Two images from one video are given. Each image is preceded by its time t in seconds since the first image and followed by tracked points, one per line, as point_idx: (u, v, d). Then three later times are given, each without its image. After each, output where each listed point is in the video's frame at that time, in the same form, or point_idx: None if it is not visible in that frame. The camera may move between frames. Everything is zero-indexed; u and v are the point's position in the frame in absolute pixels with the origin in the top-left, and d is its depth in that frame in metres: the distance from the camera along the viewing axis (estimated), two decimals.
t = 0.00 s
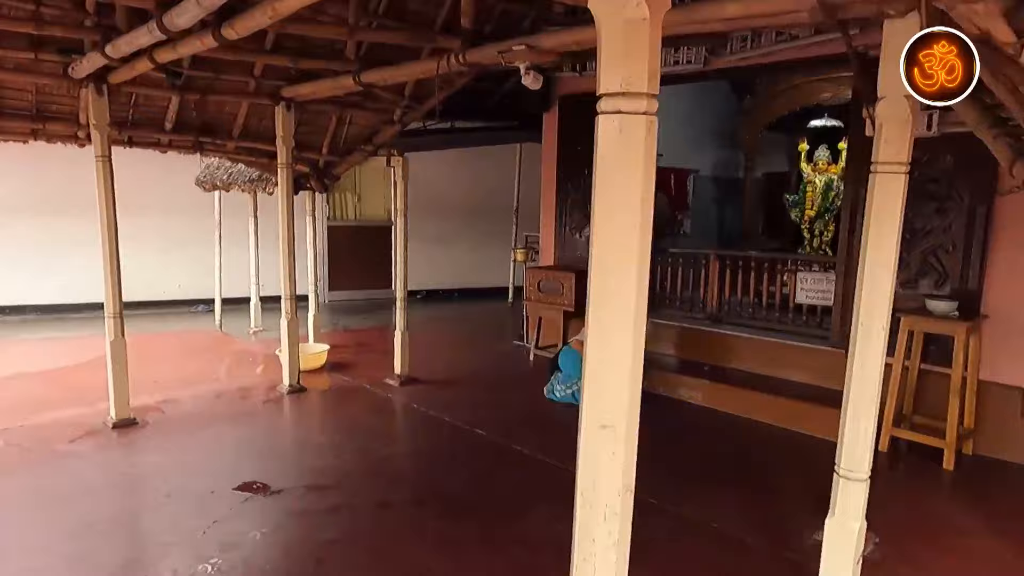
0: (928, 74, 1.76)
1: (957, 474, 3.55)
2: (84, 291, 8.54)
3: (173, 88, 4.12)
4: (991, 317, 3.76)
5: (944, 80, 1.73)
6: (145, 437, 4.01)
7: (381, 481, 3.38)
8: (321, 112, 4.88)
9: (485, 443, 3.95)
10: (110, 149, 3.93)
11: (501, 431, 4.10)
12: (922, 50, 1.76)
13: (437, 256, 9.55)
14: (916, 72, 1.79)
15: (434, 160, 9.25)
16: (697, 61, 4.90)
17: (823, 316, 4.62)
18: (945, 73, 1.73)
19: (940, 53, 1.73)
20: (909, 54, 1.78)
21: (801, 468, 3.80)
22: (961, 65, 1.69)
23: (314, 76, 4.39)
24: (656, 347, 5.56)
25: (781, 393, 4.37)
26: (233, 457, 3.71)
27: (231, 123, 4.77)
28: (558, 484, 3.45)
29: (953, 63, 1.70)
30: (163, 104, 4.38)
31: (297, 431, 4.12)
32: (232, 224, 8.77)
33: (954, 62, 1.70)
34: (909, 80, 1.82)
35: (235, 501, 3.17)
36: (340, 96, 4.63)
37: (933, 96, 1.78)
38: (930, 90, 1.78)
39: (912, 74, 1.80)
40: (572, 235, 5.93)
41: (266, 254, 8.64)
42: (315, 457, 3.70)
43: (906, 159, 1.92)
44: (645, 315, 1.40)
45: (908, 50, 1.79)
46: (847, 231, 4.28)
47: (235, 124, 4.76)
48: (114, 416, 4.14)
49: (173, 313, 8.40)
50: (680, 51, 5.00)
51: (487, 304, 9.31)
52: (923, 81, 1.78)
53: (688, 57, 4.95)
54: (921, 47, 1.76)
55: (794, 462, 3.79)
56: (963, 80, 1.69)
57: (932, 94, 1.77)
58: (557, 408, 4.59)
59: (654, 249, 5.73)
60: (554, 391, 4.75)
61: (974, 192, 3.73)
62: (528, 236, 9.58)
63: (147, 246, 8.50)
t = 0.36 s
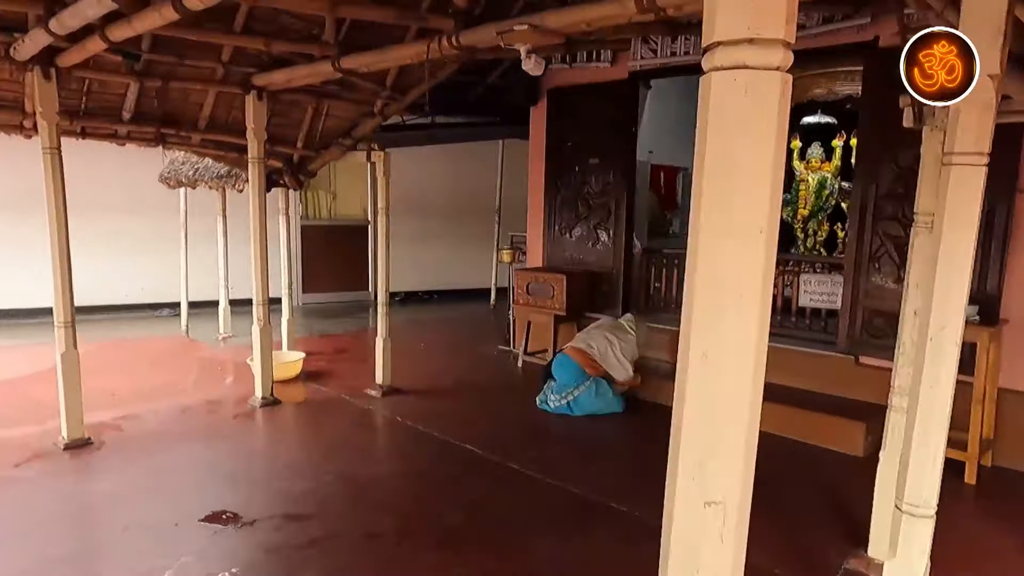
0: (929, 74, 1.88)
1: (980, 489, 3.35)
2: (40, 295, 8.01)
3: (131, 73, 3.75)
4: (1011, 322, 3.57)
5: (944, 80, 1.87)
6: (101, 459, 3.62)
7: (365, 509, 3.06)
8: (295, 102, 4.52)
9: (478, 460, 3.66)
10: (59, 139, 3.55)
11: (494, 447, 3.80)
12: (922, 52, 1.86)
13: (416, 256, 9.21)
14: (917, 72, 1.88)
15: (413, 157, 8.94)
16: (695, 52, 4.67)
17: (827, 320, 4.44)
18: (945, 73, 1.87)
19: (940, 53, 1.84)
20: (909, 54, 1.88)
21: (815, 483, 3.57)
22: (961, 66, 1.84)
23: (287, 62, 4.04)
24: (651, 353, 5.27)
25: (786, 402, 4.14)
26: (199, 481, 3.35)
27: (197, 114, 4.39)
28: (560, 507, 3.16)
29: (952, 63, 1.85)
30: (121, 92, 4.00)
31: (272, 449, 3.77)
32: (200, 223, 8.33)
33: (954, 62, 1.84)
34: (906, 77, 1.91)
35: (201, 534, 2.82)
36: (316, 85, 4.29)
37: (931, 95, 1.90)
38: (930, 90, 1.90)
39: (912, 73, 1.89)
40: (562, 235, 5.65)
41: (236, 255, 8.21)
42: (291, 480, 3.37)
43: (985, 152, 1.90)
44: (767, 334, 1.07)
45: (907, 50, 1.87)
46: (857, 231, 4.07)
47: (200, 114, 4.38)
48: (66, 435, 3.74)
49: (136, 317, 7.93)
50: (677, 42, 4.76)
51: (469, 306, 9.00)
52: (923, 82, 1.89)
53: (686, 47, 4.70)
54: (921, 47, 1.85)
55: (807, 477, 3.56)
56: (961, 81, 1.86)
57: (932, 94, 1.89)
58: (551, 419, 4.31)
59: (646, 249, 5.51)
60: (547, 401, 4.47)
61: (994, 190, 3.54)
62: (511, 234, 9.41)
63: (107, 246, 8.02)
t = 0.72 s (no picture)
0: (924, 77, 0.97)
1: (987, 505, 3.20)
2: None
3: (64, 59, 3.37)
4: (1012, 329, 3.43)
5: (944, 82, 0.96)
6: (31, 493, 3.21)
7: (335, 547, 2.73)
8: (252, 95, 4.16)
9: (458, 485, 3.36)
10: None
11: (474, 470, 3.51)
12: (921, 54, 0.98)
13: (383, 260, 8.86)
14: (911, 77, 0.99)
15: (378, 157, 8.56)
16: (679, 47, 4.45)
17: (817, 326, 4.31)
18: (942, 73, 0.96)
19: (935, 52, 0.96)
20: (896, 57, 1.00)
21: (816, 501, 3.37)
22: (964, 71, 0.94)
23: (245, 50, 3.69)
24: (632, 362, 5.04)
25: (779, 413, 3.94)
26: (144, 518, 2.97)
27: (141, 107, 4.00)
28: (551, 537, 2.88)
29: (952, 63, 0.95)
30: (54, 80, 3.61)
31: (229, 477, 3.42)
32: (150, 226, 7.83)
33: (954, 62, 0.95)
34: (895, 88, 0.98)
35: None
36: (277, 77, 3.95)
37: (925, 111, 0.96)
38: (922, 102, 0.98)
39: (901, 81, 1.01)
40: (539, 238, 5.39)
41: (189, 259, 7.73)
42: (250, 513, 3.01)
43: None
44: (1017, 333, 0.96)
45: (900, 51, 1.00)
46: (850, 235, 3.91)
47: (145, 107, 3.99)
48: None
49: (80, 327, 7.39)
50: (660, 36, 4.54)
51: (437, 311, 8.67)
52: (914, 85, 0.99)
53: (670, 42, 4.49)
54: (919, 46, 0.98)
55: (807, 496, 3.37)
56: (965, 82, 0.95)
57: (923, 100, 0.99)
58: (533, 436, 4.03)
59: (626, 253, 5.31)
60: (528, 416, 4.20)
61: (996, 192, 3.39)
62: (482, 239, 9.18)
63: (48, 251, 7.46)
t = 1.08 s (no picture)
0: (929, 74, 2.11)
1: (986, 519, 3.09)
2: None
3: None
4: (1006, 335, 3.33)
5: (944, 80, 2.09)
6: None
7: None
8: (203, 87, 3.80)
9: (435, 512, 3.10)
10: None
11: (452, 496, 3.24)
12: (922, 52, 2.11)
13: (345, 264, 8.50)
14: (917, 71, 2.12)
15: (338, 156, 8.19)
16: (660, 43, 4.27)
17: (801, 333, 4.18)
18: (945, 74, 2.09)
19: (939, 54, 2.08)
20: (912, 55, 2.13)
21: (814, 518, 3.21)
22: (961, 66, 2.05)
23: (195, 37, 3.36)
24: (611, 370, 4.85)
25: (768, 424, 3.79)
26: (82, 562, 2.62)
27: (77, 99, 3.62)
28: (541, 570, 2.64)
29: (951, 63, 2.07)
30: None
31: (181, 508, 3.08)
32: (92, 229, 7.30)
33: (952, 62, 2.06)
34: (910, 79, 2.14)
35: None
36: (231, 66, 3.61)
37: (933, 94, 2.13)
38: (931, 89, 2.12)
39: (913, 72, 2.13)
40: (512, 241, 5.15)
41: (135, 264, 7.25)
42: (204, 553, 2.69)
43: None
44: None
45: (908, 51, 2.14)
46: (838, 239, 3.78)
47: (81, 99, 3.61)
48: None
49: (14, 338, 6.84)
50: (640, 31, 4.36)
51: (402, 316, 8.37)
52: (924, 80, 2.12)
53: (650, 37, 4.31)
54: (922, 48, 2.11)
55: (804, 512, 3.21)
56: (959, 80, 2.07)
57: (933, 93, 2.12)
58: (512, 453, 3.79)
59: (603, 256, 5.11)
60: (506, 431, 3.96)
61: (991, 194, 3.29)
62: (447, 240, 8.93)
63: None
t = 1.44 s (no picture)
0: (932, 74, 3.27)
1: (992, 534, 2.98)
2: None
3: None
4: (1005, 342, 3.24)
5: (945, 79, 3.24)
6: None
7: None
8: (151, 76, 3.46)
9: (417, 543, 2.83)
10: None
11: (433, 524, 2.98)
12: (923, 54, 3.27)
13: (306, 267, 8.12)
14: (920, 71, 3.29)
15: (298, 154, 7.81)
16: (644, 38, 4.09)
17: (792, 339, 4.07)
18: (945, 74, 3.24)
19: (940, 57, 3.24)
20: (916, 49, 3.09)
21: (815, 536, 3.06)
22: (960, 66, 3.20)
23: (142, 19, 3.03)
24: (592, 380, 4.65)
25: (761, 436, 3.63)
26: None
27: (6, 88, 3.23)
28: None
29: (949, 64, 3.22)
30: None
31: (130, 547, 2.75)
32: (29, 231, 6.77)
33: (952, 64, 3.21)
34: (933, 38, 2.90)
35: None
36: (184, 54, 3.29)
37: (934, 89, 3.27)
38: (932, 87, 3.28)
39: (915, 71, 3.30)
40: (487, 245, 4.91)
41: (77, 269, 6.75)
42: None
43: None
44: None
45: (918, 56, 3.29)
46: (830, 243, 3.65)
47: (11, 89, 3.23)
48: None
49: None
50: (622, 25, 4.16)
51: (367, 321, 8.04)
52: (927, 81, 3.28)
53: (633, 31, 4.12)
54: (924, 50, 3.26)
55: (805, 530, 3.05)
56: (958, 81, 3.19)
57: (936, 90, 3.27)
58: (494, 473, 3.54)
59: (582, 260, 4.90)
60: (487, 449, 3.72)
61: (990, 196, 3.20)
62: (412, 241, 8.66)
63: None
